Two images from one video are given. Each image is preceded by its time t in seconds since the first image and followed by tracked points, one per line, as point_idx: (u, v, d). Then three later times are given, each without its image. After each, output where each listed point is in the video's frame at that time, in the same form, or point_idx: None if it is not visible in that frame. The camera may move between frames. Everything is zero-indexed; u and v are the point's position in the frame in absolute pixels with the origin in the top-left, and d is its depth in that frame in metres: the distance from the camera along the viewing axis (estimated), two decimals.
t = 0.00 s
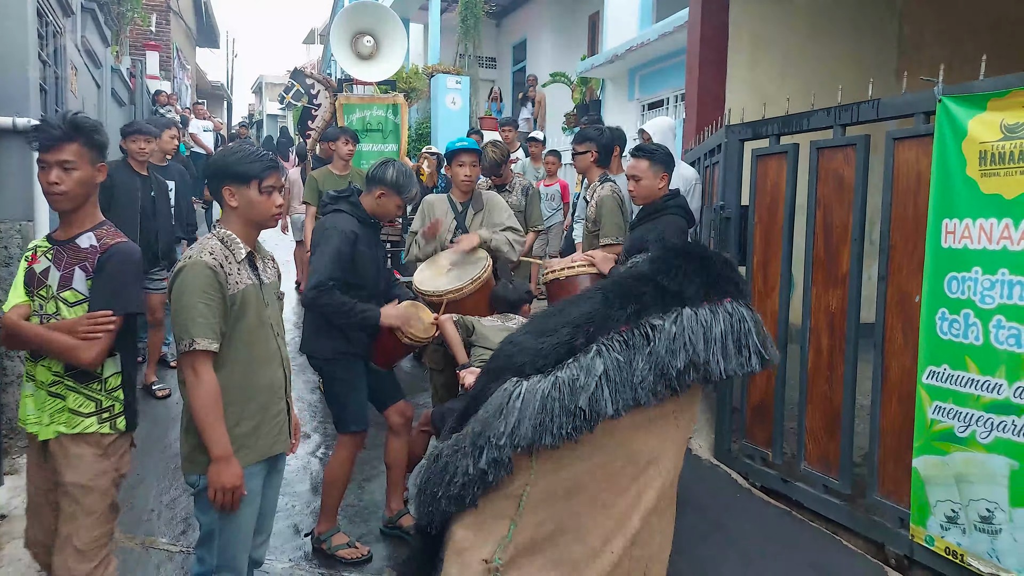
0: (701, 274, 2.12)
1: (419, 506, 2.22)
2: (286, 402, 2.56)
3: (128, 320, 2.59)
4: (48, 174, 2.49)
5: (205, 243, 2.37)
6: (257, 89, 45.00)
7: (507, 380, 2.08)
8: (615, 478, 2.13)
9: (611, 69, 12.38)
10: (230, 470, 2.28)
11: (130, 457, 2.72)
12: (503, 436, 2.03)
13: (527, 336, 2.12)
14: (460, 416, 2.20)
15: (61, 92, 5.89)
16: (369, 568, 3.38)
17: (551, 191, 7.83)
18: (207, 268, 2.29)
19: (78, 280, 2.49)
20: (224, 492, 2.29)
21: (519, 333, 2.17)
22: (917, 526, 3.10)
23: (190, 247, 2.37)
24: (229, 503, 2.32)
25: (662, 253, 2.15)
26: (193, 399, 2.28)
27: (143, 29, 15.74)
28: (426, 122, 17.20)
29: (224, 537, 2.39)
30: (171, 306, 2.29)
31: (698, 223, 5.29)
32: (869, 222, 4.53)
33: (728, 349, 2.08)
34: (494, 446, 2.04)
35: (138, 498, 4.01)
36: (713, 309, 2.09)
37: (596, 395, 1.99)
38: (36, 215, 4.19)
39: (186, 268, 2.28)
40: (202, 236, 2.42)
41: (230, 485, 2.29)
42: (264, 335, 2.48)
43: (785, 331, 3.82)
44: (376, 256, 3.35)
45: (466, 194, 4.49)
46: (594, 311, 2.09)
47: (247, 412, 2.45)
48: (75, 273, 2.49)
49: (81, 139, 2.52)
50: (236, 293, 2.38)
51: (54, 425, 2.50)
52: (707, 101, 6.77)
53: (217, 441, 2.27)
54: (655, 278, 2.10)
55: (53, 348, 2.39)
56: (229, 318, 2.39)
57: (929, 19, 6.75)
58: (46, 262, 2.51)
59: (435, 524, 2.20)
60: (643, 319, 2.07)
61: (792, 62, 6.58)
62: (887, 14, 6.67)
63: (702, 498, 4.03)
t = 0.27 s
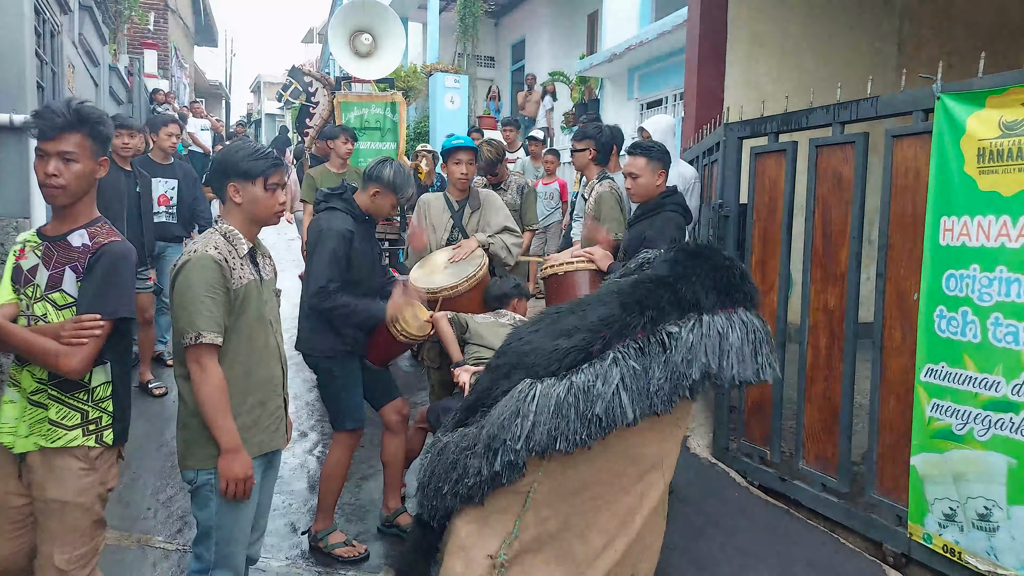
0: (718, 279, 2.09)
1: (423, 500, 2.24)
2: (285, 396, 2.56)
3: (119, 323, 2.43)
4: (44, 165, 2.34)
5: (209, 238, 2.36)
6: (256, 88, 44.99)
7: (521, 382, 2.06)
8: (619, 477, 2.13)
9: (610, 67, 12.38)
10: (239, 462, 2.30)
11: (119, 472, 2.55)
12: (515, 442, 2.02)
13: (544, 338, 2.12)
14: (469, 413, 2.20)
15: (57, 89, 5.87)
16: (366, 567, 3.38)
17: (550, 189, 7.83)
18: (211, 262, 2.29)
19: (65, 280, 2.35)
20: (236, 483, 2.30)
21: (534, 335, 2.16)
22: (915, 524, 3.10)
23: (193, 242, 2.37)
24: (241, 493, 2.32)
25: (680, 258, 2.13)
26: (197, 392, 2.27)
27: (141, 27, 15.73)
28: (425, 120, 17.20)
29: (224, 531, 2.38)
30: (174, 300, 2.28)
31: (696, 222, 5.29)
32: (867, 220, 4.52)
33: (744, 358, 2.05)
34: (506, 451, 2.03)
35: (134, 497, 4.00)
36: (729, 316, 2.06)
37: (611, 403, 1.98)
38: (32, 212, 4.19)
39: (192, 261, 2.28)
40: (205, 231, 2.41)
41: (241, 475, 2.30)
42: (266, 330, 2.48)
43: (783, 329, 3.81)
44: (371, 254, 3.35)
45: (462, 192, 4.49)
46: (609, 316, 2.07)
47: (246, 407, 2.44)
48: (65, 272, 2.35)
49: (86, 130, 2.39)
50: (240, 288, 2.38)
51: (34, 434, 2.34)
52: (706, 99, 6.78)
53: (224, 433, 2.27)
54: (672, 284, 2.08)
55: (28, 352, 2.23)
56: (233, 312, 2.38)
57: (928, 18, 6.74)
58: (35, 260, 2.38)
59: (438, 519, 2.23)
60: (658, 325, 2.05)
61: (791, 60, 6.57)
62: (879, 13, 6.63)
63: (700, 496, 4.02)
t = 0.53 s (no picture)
0: (714, 286, 2.09)
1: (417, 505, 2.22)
2: (281, 397, 2.56)
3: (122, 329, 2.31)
4: (34, 164, 2.16)
5: (207, 236, 2.35)
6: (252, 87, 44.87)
7: (520, 391, 2.03)
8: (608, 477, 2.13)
9: (606, 67, 12.39)
10: (244, 460, 2.31)
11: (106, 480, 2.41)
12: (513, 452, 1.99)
13: (543, 344, 2.07)
14: (463, 418, 2.15)
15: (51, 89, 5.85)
16: (361, 567, 3.37)
17: (546, 188, 7.83)
18: (213, 261, 2.28)
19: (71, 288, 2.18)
20: (241, 480, 2.32)
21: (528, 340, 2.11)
22: (911, 523, 3.10)
23: (192, 240, 2.35)
24: (246, 491, 2.34)
25: (677, 262, 2.11)
26: (200, 391, 2.26)
27: (136, 26, 15.68)
28: (421, 120, 17.18)
29: (222, 530, 2.37)
30: (175, 299, 2.27)
31: (692, 221, 5.29)
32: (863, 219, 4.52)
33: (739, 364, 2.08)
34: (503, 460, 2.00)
35: (129, 498, 3.98)
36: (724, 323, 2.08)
37: (610, 414, 1.96)
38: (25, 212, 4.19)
39: (194, 260, 2.27)
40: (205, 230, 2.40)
41: (247, 474, 2.32)
42: (265, 330, 2.48)
43: (779, 329, 3.81)
44: (362, 253, 3.34)
45: (456, 191, 4.49)
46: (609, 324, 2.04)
47: (246, 406, 2.44)
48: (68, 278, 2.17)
49: (78, 125, 2.22)
50: (239, 287, 2.37)
51: (32, 447, 2.16)
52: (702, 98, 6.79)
53: (227, 431, 2.27)
54: (672, 290, 2.06)
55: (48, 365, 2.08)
56: (232, 311, 2.37)
57: (923, 17, 6.75)
58: (18, 263, 2.14)
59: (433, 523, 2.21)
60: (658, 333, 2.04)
61: (787, 59, 6.57)
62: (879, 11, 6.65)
63: (697, 495, 4.02)
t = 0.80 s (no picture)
0: (714, 292, 1.93)
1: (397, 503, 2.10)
2: (280, 397, 2.55)
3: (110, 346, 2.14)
4: (11, 182, 1.94)
5: (208, 236, 2.34)
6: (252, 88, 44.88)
7: (504, 393, 1.90)
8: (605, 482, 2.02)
9: (604, 67, 12.40)
10: (244, 459, 2.31)
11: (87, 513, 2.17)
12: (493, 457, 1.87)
13: (531, 343, 1.93)
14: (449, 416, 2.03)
15: (51, 89, 5.86)
16: (360, 567, 3.37)
17: (545, 189, 7.83)
18: (216, 261, 2.28)
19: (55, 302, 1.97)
20: (241, 480, 2.31)
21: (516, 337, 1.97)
22: (910, 523, 3.10)
23: (193, 240, 2.34)
24: (245, 491, 2.34)
25: (675, 263, 1.94)
26: (202, 390, 2.26)
27: (135, 27, 15.69)
28: (420, 121, 17.18)
29: (223, 530, 2.36)
30: (178, 298, 2.26)
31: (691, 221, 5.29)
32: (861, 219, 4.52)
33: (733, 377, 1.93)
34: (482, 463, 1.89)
35: (127, 498, 3.98)
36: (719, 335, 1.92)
37: (593, 422, 1.83)
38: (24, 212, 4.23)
39: (197, 259, 2.26)
40: (205, 229, 2.39)
41: (246, 474, 2.31)
42: (265, 330, 2.47)
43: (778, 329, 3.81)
44: (358, 252, 3.34)
45: (455, 192, 4.49)
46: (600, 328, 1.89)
47: (247, 405, 2.43)
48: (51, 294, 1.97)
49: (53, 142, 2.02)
50: (241, 287, 2.37)
51: (20, 478, 1.92)
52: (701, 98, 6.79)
53: (229, 431, 2.27)
54: (668, 294, 1.90)
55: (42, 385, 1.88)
56: (233, 311, 2.37)
57: (921, 18, 6.75)
58: None
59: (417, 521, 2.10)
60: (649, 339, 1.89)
61: (786, 58, 6.58)
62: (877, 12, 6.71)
63: (696, 495, 4.01)
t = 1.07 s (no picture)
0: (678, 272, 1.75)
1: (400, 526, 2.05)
2: (275, 397, 2.56)
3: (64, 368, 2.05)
4: None
5: (204, 236, 2.34)
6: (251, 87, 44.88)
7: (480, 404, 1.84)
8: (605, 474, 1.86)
9: (603, 67, 12.40)
10: (239, 459, 2.31)
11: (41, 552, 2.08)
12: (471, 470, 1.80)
13: (502, 348, 1.84)
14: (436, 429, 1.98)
15: (49, 90, 5.86)
16: (357, 567, 3.37)
17: (543, 188, 7.84)
18: (211, 260, 2.28)
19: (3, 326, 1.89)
20: (236, 480, 2.31)
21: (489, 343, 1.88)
22: (907, 523, 3.10)
23: (188, 240, 2.34)
24: (240, 491, 2.34)
25: (640, 244, 1.78)
26: (197, 391, 2.26)
27: (134, 27, 15.69)
28: (419, 121, 17.19)
29: (219, 530, 2.37)
30: (174, 298, 2.26)
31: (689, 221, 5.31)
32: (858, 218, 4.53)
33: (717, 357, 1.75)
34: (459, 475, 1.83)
35: (125, 497, 3.99)
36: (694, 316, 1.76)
37: (567, 424, 1.71)
38: (24, 212, 4.29)
39: (192, 259, 2.26)
40: (200, 229, 2.39)
41: (241, 474, 2.31)
42: (261, 329, 2.48)
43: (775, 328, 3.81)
44: (356, 252, 3.34)
45: (454, 191, 4.48)
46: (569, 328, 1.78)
47: (243, 404, 2.43)
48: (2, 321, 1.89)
49: None
50: (236, 287, 2.37)
51: None
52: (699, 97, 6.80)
53: (224, 431, 2.28)
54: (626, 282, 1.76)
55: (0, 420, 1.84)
56: (229, 311, 2.37)
57: (920, 18, 6.75)
58: None
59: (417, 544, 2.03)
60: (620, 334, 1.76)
61: (783, 59, 6.58)
62: (875, 12, 6.70)
63: (694, 494, 4.02)
